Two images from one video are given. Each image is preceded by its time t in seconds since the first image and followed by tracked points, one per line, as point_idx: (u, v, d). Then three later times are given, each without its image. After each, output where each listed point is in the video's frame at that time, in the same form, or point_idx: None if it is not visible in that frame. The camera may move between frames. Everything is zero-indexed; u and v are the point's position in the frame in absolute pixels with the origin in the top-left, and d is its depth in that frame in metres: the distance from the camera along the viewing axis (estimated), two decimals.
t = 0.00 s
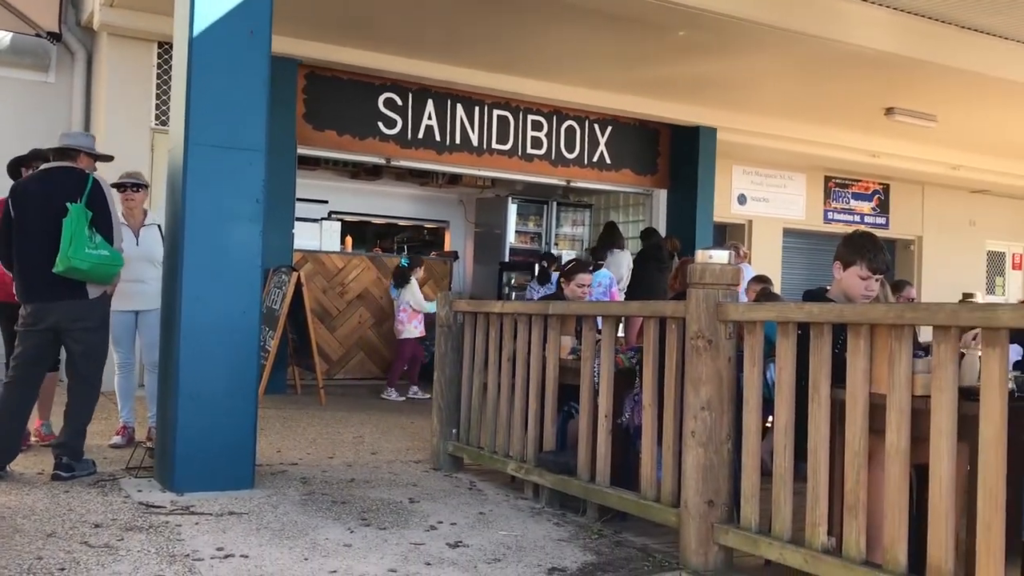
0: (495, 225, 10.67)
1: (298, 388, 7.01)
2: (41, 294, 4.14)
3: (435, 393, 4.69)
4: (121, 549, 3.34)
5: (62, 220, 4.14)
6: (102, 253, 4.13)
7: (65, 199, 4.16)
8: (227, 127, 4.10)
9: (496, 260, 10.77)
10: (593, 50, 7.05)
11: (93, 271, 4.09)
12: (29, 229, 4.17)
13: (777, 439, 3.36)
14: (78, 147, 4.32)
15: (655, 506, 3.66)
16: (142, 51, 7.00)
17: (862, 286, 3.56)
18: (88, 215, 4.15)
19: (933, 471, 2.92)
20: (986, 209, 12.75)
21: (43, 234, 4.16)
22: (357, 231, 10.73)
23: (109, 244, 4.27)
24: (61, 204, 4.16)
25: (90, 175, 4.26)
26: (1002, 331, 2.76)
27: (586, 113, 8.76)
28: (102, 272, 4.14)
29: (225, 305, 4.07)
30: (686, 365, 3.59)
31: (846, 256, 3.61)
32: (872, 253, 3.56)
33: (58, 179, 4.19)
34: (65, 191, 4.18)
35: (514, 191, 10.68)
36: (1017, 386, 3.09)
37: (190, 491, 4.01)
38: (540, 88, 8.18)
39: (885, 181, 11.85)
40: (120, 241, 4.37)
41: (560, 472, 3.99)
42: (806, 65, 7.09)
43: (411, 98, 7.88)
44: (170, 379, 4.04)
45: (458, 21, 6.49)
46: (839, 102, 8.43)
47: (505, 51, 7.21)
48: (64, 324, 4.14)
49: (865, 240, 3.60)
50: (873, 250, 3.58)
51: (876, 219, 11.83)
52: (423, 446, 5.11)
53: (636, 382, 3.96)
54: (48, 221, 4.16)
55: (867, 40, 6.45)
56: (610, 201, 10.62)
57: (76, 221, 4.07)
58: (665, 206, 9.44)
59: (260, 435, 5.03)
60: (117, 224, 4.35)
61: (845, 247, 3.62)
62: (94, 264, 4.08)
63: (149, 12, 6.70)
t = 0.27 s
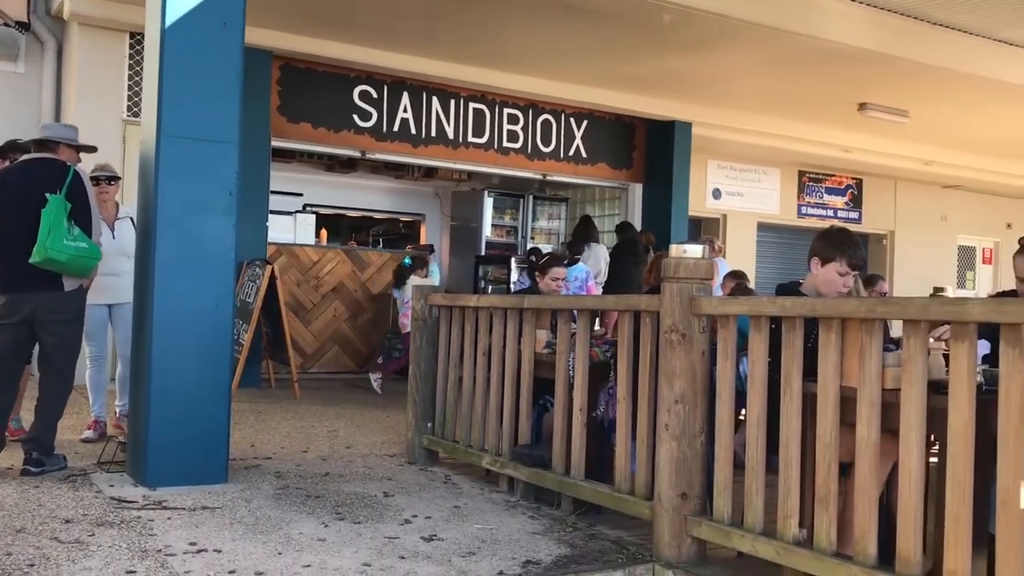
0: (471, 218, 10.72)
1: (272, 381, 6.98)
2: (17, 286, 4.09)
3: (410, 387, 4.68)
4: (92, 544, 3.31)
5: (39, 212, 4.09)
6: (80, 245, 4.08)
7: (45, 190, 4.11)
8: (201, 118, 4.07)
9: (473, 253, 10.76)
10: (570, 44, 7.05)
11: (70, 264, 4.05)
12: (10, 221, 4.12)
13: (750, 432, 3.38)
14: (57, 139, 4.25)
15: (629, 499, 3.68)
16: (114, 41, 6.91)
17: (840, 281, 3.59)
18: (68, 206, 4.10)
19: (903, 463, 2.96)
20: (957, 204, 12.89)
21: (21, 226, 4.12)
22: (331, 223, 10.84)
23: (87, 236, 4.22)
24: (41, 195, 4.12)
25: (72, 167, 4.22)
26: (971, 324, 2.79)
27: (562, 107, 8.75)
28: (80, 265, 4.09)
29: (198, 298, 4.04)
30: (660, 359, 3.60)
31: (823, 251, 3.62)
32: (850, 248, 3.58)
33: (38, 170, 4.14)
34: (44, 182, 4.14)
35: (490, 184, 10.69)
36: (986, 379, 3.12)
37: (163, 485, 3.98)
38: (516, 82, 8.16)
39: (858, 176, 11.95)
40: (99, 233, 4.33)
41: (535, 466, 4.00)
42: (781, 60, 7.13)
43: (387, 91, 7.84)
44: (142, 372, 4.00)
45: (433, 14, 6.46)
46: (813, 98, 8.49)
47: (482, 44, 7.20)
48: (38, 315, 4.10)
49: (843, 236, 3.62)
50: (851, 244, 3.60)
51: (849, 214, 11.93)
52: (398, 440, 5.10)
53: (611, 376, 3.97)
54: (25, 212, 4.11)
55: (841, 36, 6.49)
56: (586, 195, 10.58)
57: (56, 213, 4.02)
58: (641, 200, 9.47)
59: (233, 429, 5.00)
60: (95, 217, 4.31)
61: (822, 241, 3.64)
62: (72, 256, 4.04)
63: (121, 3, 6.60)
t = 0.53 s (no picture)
0: (448, 212, 10.77)
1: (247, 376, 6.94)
2: None
3: (386, 381, 4.67)
4: (64, 541, 3.28)
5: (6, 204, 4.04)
6: (47, 239, 4.03)
7: (11, 183, 4.06)
8: (174, 111, 4.03)
9: (449, 247, 10.75)
10: (547, 38, 7.04)
11: (36, 258, 4.00)
12: None
13: (724, 425, 3.40)
14: (27, 132, 4.19)
15: (604, 493, 3.69)
16: (86, 33, 6.86)
17: (815, 275, 3.62)
18: (35, 199, 4.05)
19: (875, 455, 2.99)
20: (929, 198, 13.02)
21: None
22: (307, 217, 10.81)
23: (55, 230, 4.18)
24: (7, 187, 4.06)
25: (40, 160, 4.18)
26: (941, 318, 2.82)
27: (539, 101, 8.75)
28: (46, 259, 4.04)
29: (172, 292, 4.01)
30: (636, 353, 3.62)
31: (799, 245, 3.64)
32: (826, 242, 3.61)
33: (5, 162, 4.09)
34: (12, 175, 4.09)
35: (466, 177, 10.72)
36: (955, 372, 3.16)
37: (136, 481, 3.95)
38: (493, 75, 8.15)
39: (832, 171, 12.04)
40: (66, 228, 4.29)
41: (511, 460, 4.00)
42: (757, 55, 7.16)
43: (363, 84, 7.80)
44: (115, 368, 3.96)
45: (408, 6, 6.42)
46: (789, 93, 8.54)
47: (459, 38, 7.18)
48: (6, 310, 4.06)
49: (820, 231, 3.64)
50: (827, 239, 3.63)
51: (824, 208, 12.02)
52: (374, 435, 5.08)
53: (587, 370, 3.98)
54: None
55: (816, 32, 6.53)
56: (563, 189, 10.57)
57: (21, 206, 3.98)
58: (618, 194, 9.49)
59: (208, 424, 4.96)
60: (64, 211, 4.27)
61: (799, 235, 3.65)
62: (37, 250, 3.99)
63: None
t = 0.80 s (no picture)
0: (426, 204, 10.72)
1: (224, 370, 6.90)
2: None
3: (364, 374, 4.65)
4: (38, 536, 3.25)
5: None
6: (9, 233, 3.99)
7: None
8: (149, 103, 3.99)
9: (427, 240, 10.72)
10: (525, 30, 7.02)
11: None
12: None
13: (701, 417, 3.42)
14: None
15: (582, 484, 3.69)
16: (57, 23, 6.90)
17: (785, 266, 3.64)
18: None
19: (849, 446, 3.01)
20: (905, 191, 13.12)
21: None
22: (284, 209, 10.84)
23: (20, 224, 4.14)
24: None
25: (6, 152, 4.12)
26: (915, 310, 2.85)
27: (517, 93, 8.73)
28: (8, 253, 3.98)
29: (146, 285, 3.97)
30: (613, 345, 3.63)
31: (772, 236, 3.66)
32: (798, 233, 3.62)
33: None
34: None
35: (444, 169, 10.69)
36: (928, 363, 3.19)
37: (112, 476, 3.92)
38: (470, 67, 8.11)
39: (809, 163, 12.11)
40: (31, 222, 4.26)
41: (490, 452, 4.00)
42: (734, 48, 7.18)
43: (340, 76, 7.75)
44: (90, 361, 3.93)
45: None
46: (765, 85, 8.56)
47: (436, 29, 7.14)
48: None
49: (793, 222, 3.65)
50: (799, 232, 3.63)
51: (800, 201, 12.09)
52: (352, 428, 5.07)
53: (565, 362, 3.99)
54: None
55: (792, 25, 6.55)
56: (541, 181, 10.57)
57: None
58: (596, 186, 9.50)
59: (184, 418, 4.93)
60: (30, 205, 4.26)
61: (772, 227, 3.67)
62: None
63: None
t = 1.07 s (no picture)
0: (404, 196, 10.70)
1: (201, 363, 6.86)
2: None
3: (342, 367, 4.64)
4: (13, 532, 3.22)
5: None
6: None
7: None
8: (123, 94, 3.94)
9: (406, 232, 10.70)
10: (503, 22, 7.00)
11: None
12: None
13: (679, 409, 3.44)
14: None
15: (560, 476, 3.70)
16: (30, 14, 6.99)
17: (761, 261, 3.66)
18: None
19: (825, 437, 3.04)
20: (881, 183, 13.23)
21: None
22: (261, 201, 10.79)
23: None
24: None
25: None
26: (889, 302, 2.88)
27: (496, 85, 8.71)
28: None
29: (121, 278, 3.94)
30: (591, 337, 3.64)
31: (749, 232, 3.67)
32: (774, 231, 3.63)
33: None
34: None
35: (423, 161, 10.68)
36: (902, 355, 3.22)
37: (88, 470, 3.89)
38: (448, 59, 8.09)
39: (786, 155, 12.18)
40: None
41: (469, 445, 4.00)
42: (712, 41, 7.20)
43: (317, 67, 7.69)
44: (65, 355, 3.89)
45: None
46: (743, 78, 8.59)
47: (415, 21, 7.11)
48: None
49: (770, 218, 3.66)
50: (776, 229, 3.64)
51: (777, 193, 12.16)
52: (330, 421, 5.06)
53: (544, 354, 4.00)
54: None
55: (769, 18, 6.58)
56: (521, 173, 10.57)
57: None
58: (575, 178, 9.51)
59: (162, 412, 4.90)
60: None
61: (749, 222, 3.68)
62: None
63: None
